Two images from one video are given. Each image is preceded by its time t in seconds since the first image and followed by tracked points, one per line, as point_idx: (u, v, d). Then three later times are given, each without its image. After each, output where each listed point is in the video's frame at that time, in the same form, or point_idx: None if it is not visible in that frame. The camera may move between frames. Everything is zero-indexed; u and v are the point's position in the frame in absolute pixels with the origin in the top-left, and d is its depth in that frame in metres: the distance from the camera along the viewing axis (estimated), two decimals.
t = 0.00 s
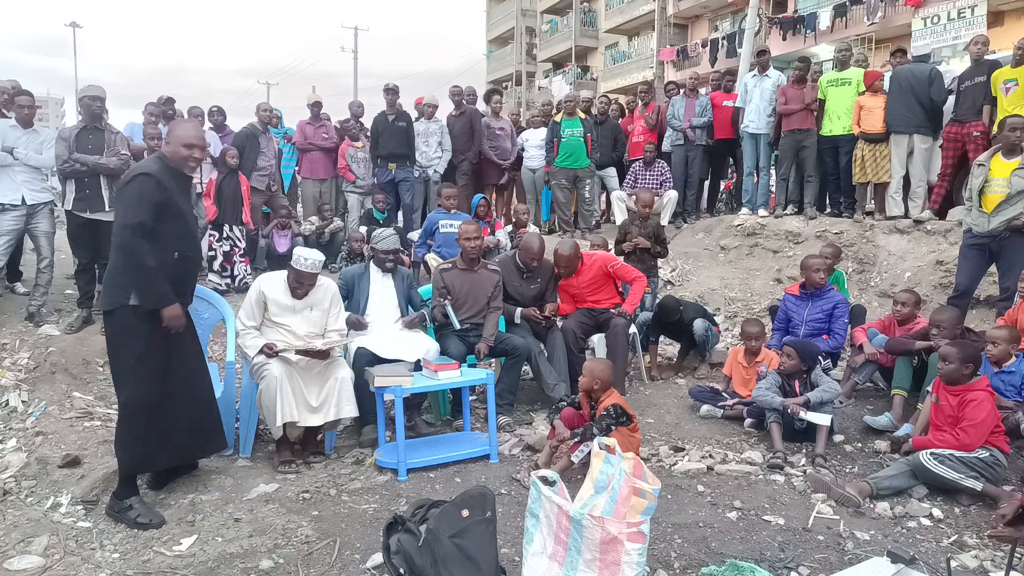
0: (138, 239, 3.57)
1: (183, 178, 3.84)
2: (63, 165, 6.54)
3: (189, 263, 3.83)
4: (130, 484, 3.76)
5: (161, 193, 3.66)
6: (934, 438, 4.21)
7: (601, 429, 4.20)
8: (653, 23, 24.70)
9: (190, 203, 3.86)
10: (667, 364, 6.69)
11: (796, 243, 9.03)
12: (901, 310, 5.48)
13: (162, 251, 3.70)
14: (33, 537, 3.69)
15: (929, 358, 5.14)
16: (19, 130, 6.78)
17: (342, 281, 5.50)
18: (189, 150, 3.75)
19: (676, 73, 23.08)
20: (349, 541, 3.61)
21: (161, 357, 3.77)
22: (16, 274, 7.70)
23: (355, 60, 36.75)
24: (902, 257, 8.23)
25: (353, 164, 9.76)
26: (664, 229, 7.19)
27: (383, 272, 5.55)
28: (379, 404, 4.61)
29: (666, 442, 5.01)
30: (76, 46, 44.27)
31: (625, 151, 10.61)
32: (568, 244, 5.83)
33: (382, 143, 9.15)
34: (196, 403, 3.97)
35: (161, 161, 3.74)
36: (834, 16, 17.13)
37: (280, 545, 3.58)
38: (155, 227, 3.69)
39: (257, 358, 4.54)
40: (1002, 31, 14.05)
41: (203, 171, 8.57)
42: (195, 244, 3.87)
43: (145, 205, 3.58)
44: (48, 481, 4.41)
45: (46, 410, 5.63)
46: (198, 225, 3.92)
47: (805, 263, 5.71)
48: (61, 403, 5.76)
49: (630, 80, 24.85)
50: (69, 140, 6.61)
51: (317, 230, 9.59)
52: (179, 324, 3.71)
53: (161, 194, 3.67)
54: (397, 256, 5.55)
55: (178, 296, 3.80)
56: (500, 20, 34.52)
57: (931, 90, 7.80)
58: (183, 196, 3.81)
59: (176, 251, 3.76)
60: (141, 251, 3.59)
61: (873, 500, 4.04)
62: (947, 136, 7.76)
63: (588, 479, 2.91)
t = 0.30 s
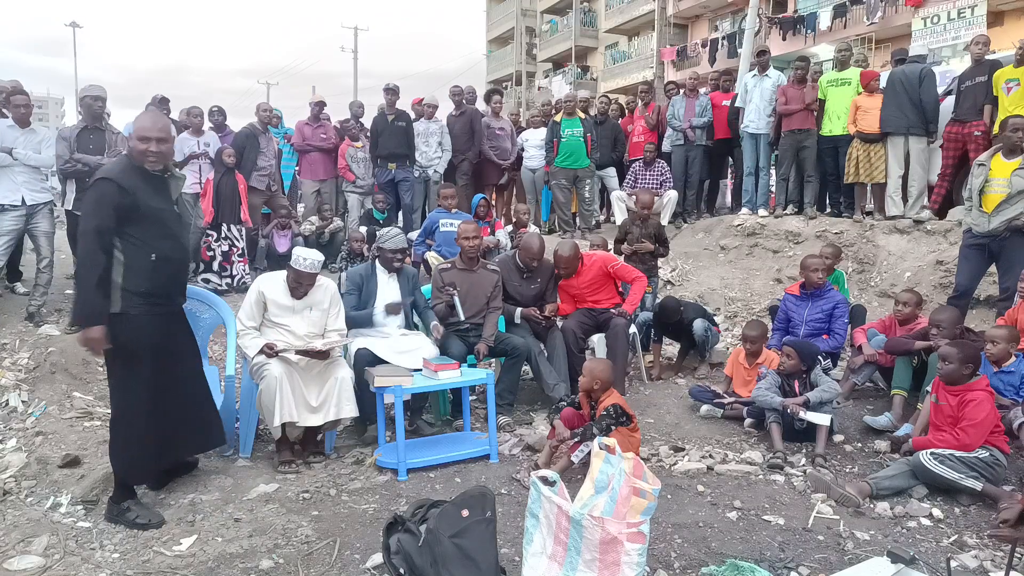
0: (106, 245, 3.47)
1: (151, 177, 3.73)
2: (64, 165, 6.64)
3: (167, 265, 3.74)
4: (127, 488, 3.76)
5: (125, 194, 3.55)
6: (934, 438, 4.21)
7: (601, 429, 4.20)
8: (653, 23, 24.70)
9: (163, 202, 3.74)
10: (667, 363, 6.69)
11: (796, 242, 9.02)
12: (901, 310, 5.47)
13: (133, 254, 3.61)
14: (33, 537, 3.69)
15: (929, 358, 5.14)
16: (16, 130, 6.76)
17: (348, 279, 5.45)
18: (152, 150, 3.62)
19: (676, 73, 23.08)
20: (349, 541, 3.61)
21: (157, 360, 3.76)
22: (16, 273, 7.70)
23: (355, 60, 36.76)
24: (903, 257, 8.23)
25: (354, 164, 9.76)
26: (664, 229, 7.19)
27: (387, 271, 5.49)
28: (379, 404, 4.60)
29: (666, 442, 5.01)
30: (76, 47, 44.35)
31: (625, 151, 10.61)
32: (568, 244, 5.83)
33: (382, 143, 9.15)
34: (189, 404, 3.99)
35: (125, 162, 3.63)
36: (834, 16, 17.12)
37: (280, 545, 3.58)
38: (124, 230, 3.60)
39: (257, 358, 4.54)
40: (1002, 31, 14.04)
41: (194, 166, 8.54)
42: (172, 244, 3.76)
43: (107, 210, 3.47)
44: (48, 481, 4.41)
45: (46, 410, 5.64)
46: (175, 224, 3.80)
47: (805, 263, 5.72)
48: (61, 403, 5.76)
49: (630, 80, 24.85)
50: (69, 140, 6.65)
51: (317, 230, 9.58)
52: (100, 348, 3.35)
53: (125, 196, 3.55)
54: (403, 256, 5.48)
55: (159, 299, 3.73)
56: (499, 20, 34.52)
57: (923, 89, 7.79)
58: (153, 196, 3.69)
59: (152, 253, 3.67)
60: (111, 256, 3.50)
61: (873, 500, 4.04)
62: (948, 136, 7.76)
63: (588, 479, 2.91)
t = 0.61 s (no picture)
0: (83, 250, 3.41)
1: (135, 179, 3.63)
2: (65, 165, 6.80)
3: (152, 269, 3.63)
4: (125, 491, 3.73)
5: (102, 198, 3.47)
6: (935, 438, 4.21)
7: (601, 429, 4.20)
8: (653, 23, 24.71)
9: (148, 205, 3.63)
10: (667, 364, 6.69)
11: (796, 242, 9.02)
12: (902, 310, 5.47)
13: (113, 258, 3.53)
14: (33, 537, 3.69)
15: (929, 358, 5.14)
16: (15, 130, 6.77)
17: (357, 293, 5.23)
18: (132, 149, 3.51)
19: (676, 73, 23.08)
20: (349, 541, 3.61)
21: (146, 362, 3.68)
22: (16, 273, 7.70)
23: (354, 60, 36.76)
24: (902, 256, 8.23)
25: (353, 164, 9.83)
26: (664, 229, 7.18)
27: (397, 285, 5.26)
28: (379, 404, 4.60)
29: (666, 442, 5.01)
30: (77, 47, 44.36)
31: (625, 151, 10.61)
32: (568, 245, 5.84)
33: (382, 143, 9.15)
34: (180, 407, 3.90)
35: (107, 164, 3.56)
36: (834, 16, 17.12)
37: (280, 545, 3.58)
38: (103, 233, 3.53)
39: (257, 358, 4.54)
40: (1002, 31, 14.04)
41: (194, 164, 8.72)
42: (157, 247, 3.65)
43: (82, 215, 3.39)
44: (48, 481, 4.41)
45: (46, 410, 5.64)
46: (161, 227, 3.69)
47: (805, 263, 5.72)
48: (62, 403, 5.76)
49: (630, 80, 24.86)
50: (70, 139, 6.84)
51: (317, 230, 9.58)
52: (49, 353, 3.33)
53: (101, 200, 3.47)
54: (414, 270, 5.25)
55: (145, 304, 3.63)
56: (499, 20, 34.53)
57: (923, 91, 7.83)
58: (136, 198, 3.59)
59: (133, 258, 3.57)
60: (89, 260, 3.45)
61: (873, 500, 4.04)
62: (947, 136, 7.76)
63: (588, 479, 2.90)
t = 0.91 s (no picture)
0: (76, 253, 3.40)
1: (130, 181, 3.60)
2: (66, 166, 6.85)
3: (145, 272, 3.60)
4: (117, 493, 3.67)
5: (94, 201, 3.44)
6: (934, 438, 4.21)
7: (601, 429, 4.20)
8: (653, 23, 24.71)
9: (142, 208, 3.59)
10: (667, 364, 6.69)
11: (796, 242, 9.02)
12: (902, 310, 5.47)
13: (105, 260, 3.51)
14: (33, 537, 3.69)
15: (929, 358, 5.14)
16: (16, 130, 6.77)
17: (354, 292, 5.15)
18: (125, 150, 3.48)
19: (676, 73, 23.09)
20: (349, 541, 3.61)
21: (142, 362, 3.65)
22: (16, 273, 7.69)
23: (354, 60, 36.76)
24: (902, 256, 8.24)
25: (353, 163, 9.84)
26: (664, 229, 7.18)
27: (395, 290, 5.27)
28: (379, 404, 4.59)
29: (666, 442, 5.01)
30: (76, 47, 44.39)
31: (625, 151, 10.61)
32: (568, 245, 5.84)
33: (382, 143, 9.15)
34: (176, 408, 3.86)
35: (103, 166, 3.54)
36: (834, 16, 17.11)
37: (280, 545, 3.58)
38: (97, 235, 3.51)
39: (257, 358, 4.53)
40: (1002, 31, 14.04)
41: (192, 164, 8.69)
42: (151, 250, 3.61)
43: (74, 217, 3.38)
44: (48, 481, 4.41)
45: (46, 410, 5.63)
46: (156, 230, 3.65)
47: (805, 263, 5.71)
48: (61, 404, 5.75)
49: (630, 80, 24.86)
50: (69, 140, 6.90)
51: (317, 230, 9.58)
52: (84, 354, 3.42)
53: (94, 202, 3.44)
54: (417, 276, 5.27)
55: (140, 307, 3.60)
56: (499, 20, 34.53)
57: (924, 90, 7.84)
58: (129, 200, 3.56)
59: (126, 260, 3.54)
60: (82, 263, 3.43)
61: (873, 500, 4.04)
62: (947, 136, 7.76)
63: (588, 479, 2.90)
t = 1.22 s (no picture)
0: (74, 246, 3.39)
1: (137, 179, 3.60)
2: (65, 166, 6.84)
3: (143, 271, 3.58)
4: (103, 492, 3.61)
5: (97, 195, 3.45)
6: (935, 439, 4.21)
7: (601, 429, 4.20)
8: (653, 23, 24.71)
9: (145, 206, 3.58)
10: (667, 364, 6.69)
11: (796, 242, 9.02)
12: (901, 310, 5.47)
13: (100, 256, 3.50)
14: (33, 537, 3.69)
15: (929, 358, 5.14)
16: (18, 130, 6.77)
17: (344, 288, 5.25)
18: (135, 147, 3.49)
19: (676, 73, 23.09)
20: (349, 541, 3.61)
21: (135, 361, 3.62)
22: (16, 273, 7.69)
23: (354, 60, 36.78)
24: (903, 257, 8.24)
25: (354, 163, 9.83)
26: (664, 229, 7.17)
27: (383, 276, 5.33)
28: (379, 404, 4.58)
29: (666, 442, 5.01)
30: (76, 47, 44.42)
31: (625, 151, 10.61)
32: (568, 245, 5.84)
33: (382, 143, 9.15)
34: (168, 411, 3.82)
35: (111, 162, 3.55)
36: (834, 16, 17.10)
37: (280, 545, 3.58)
38: (96, 230, 3.51)
39: (257, 358, 4.54)
40: (1002, 31, 14.03)
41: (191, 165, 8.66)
42: (149, 249, 3.60)
43: (75, 210, 3.37)
44: (48, 481, 4.41)
45: (46, 410, 5.63)
46: (156, 231, 3.64)
47: (805, 263, 5.71)
48: (61, 404, 5.75)
49: (630, 80, 24.86)
50: (69, 140, 6.92)
51: (317, 230, 9.57)
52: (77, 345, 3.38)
53: (97, 196, 3.45)
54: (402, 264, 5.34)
55: (134, 306, 3.57)
56: (499, 20, 34.53)
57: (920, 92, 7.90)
58: (133, 198, 3.55)
59: (124, 257, 3.53)
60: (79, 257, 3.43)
61: (873, 500, 4.04)
62: (948, 136, 7.76)
63: (588, 479, 2.91)
